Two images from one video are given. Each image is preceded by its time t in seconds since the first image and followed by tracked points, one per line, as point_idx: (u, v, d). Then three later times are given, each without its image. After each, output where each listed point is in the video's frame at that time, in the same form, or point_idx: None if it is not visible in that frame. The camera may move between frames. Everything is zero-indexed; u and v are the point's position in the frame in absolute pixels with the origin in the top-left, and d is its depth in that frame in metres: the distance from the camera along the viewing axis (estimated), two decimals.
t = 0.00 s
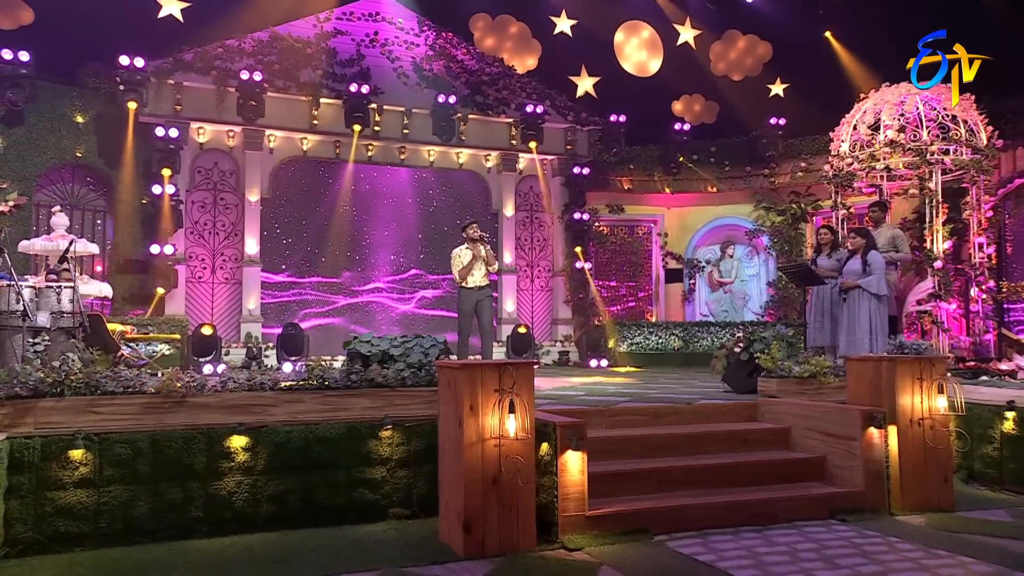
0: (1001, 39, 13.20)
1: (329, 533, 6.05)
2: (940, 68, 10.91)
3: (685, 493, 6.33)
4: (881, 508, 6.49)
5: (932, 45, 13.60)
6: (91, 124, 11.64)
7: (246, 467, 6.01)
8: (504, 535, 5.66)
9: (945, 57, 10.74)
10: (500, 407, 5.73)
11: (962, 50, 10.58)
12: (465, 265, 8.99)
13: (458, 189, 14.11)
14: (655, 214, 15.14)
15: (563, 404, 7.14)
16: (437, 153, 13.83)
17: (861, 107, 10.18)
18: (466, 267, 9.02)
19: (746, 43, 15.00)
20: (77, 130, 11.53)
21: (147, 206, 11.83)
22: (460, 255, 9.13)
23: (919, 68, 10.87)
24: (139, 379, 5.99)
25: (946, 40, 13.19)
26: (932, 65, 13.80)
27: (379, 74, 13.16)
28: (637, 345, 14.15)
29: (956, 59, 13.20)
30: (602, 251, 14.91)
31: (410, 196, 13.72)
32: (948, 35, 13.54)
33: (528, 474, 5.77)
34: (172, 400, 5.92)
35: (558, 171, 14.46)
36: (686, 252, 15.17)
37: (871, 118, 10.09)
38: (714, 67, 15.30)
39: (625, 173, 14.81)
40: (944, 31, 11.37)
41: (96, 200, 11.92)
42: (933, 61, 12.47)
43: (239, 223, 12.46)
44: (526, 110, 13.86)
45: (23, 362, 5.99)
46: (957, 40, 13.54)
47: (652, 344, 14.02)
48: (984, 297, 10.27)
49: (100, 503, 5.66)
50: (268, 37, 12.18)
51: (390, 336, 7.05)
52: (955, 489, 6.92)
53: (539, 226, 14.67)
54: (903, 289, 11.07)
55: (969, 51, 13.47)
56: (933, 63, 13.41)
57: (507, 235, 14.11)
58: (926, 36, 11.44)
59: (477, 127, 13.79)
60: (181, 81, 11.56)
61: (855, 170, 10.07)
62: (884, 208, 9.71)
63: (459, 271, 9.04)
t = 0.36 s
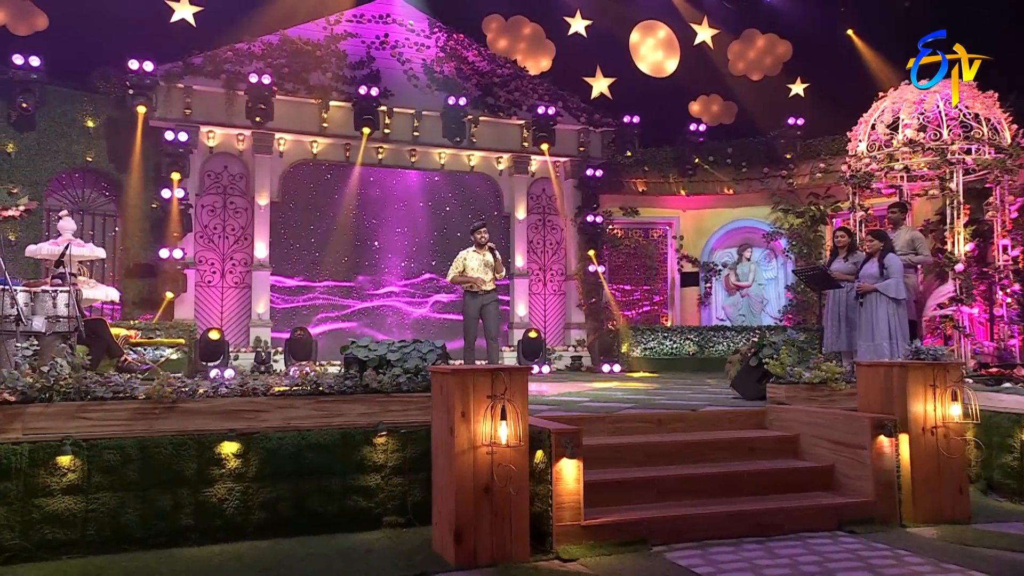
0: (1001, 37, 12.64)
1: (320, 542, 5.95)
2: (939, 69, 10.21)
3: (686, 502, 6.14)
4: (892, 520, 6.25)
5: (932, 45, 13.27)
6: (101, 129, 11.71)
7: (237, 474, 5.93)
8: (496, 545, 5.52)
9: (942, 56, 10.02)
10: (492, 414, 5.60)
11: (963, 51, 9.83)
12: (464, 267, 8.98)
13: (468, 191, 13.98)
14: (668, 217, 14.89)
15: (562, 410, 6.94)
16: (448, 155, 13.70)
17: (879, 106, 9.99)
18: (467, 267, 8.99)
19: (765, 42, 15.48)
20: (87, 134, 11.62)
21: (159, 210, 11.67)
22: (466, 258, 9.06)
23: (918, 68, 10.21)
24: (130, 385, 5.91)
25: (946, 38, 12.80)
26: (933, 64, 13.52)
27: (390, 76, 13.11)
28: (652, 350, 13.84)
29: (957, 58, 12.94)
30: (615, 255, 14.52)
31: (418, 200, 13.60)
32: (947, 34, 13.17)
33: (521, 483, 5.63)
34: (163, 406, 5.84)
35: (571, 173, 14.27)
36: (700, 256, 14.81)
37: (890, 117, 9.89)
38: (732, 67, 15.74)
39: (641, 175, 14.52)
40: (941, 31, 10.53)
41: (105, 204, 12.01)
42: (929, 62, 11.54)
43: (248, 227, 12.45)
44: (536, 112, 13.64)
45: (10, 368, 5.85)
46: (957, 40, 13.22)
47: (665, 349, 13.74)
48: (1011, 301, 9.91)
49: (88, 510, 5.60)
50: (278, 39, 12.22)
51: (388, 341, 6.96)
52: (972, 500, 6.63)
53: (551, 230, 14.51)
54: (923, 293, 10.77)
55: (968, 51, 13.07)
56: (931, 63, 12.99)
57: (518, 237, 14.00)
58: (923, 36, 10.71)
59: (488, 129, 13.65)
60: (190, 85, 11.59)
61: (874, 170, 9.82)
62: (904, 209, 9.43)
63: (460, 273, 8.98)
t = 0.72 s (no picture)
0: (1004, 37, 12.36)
1: (312, 551, 5.84)
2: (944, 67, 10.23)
3: (687, 513, 5.96)
4: (902, 532, 6.01)
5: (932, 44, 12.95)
6: (112, 134, 11.70)
7: (228, 481, 5.85)
8: (488, 555, 5.38)
9: (945, 56, 9.97)
10: (483, 421, 5.47)
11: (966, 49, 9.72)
12: (470, 272, 9.00)
13: (478, 194, 13.84)
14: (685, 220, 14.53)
15: (560, 418, 6.74)
16: (460, 159, 13.54)
17: (898, 105, 9.78)
18: (472, 273, 9.01)
19: (785, 42, 14.79)
20: (97, 139, 11.58)
21: (168, 216, 11.91)
22: (471, 263, 9.05)
23: (919, 68, 10.30)
24: (120, 390, 5.84)
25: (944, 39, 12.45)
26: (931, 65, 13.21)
27: (399, 79, 13.13)
28: (665, 357, 12.99)
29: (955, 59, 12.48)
30: (630, 259, 14.22)
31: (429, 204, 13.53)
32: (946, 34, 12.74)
33: (514, 493, 5.48)
34: (154, 412, 5.77)
35: (585, 176, 14.08)
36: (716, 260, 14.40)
37: (908, 117, 9.67)
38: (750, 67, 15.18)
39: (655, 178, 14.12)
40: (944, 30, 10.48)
41: (117, 209, 11.88)
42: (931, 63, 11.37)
43: (259, 231, 12.44)
44: (549, 114, 13.51)
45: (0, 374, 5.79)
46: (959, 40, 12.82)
47: (679, 354, 12.84)
48: None
49: (76, 518, 5.53)
50: (288, 44, 12.10)
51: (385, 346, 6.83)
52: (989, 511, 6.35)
53: (563, 233, 14.41)
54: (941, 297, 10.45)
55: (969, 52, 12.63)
56: (928, 64, 12.60)
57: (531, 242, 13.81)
58: (928, 34, 10.60)
59: (500, 132, 13.54)
60: (200, 90, 11.62)
61: (892, 170, 9.66)
62: (922, 212, 9.21)
63: (467, 278, 9.00)
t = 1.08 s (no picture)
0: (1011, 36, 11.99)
1: (301, 559, 5.75)
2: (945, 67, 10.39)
3: (685, 522, 5.78)
4: (909, 543, 5.79)
5: (930, 45, 12.70)
6: (121, 139, 11.60)
7: (217, 488, 5.77)
8: (477, 565, 5.27)
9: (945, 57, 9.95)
10: (472, 427, 5.35)
11: (965, 51, 9.71)
12: (478, 276, 8.73)
13: (487, 197, 13.50)
14: (699, 223, 14.14)
15: (558, 425, 6.57)
16: (469, 162, 13.26)
17: (913, 105, 9.56)
18: (481, 277, 8.73)
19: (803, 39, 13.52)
20: (107, 144, 11.49)
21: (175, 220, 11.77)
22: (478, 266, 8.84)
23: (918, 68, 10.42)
24: (109, 396, 5.82)
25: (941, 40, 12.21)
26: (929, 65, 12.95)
27: (407, 81, 12.79)
28: (678, 361, 12.50)
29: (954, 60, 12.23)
30: (643, 263, 13.92)
31: (435, 208, 13.30)
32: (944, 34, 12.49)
33: (504, 501, 5.35)
34: (142, 418, 5.71)
35: (596, 178, 13.55)
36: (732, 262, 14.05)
37: (924, 117, 9.43)
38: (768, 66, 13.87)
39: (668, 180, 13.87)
40: (943, 31, 10.73)
41: (125, 213, 11.79)
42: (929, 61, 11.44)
43: (267, 235, 12.29)
44: (559, 116, 12.91)
45: None
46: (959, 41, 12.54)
47: (691, 359, 12.40)
48: None
49: (63, 525, 5.46)
50: (297, 47, 11.96)
51: (381, 350, 6.78)
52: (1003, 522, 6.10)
53: (575, 237, 13.83)
54: (959, 301, 10.18)
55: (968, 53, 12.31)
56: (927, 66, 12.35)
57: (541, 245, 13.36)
58: (925, 35, 10.81)
59: (511, 134, 13.05)
60: (208, 94, 11.40)
61: (908, 171, 9.41)
62: (939, 213, 8.99)
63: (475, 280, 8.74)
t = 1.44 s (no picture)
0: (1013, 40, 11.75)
1: (292, 567, 5.68)
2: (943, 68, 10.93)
3: (684, 532, 5.58)
4: (917, 556, 5.55)
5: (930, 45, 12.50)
6: (131, 144, 11.39)
7: (208, 495, 5.70)
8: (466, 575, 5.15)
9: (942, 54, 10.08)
10: (462, 434, 5.24)
11: (964, 50, 10.35)
12: (486, 280, 8.52)
13: (498, 201, 12.84)
14: (713, 226, 13.38)
15: (556, 431, 6.40)
16: (479, 164, 12.67)
17: (932, 104, 9.34)
18: (489, 283, 8.53)
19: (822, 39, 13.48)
20: (116, 149, 11.30)
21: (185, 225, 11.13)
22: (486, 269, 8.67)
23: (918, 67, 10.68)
24: (100, 402, 5.75)
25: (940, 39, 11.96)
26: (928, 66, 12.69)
27: (416, 83, 11.98)
28: (690, 367, 11.67)
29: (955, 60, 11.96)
30: (656, 266, 13.13)
31: (446, 213, 12.64)
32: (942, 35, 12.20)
33: (495, 510, 5.23)
34: (132, 424, 5.65)
35: (608, 181, 12.86)
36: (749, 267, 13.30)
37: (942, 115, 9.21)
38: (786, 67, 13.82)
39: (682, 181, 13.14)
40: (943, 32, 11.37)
41: (135, 220, 11.65)
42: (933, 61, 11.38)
43: (277, 240, 11.70)
44: (570, 118, 12.15)
45: None
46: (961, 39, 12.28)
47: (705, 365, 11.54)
48: None
49: (51, 532, 5.39)
50: (306, 50, 11.19)
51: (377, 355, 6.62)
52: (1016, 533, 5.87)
53: (588, 241, 13.13)
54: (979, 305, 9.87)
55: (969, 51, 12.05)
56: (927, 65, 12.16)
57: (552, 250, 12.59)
58: (927, 35, 11.31)
59: (521, 137, 12.32)
60: (218, 99, 10.73)
61: (926, 171, 9.16)
62: (959, 215, 8.67)
63: (483, 285, 8.55)
